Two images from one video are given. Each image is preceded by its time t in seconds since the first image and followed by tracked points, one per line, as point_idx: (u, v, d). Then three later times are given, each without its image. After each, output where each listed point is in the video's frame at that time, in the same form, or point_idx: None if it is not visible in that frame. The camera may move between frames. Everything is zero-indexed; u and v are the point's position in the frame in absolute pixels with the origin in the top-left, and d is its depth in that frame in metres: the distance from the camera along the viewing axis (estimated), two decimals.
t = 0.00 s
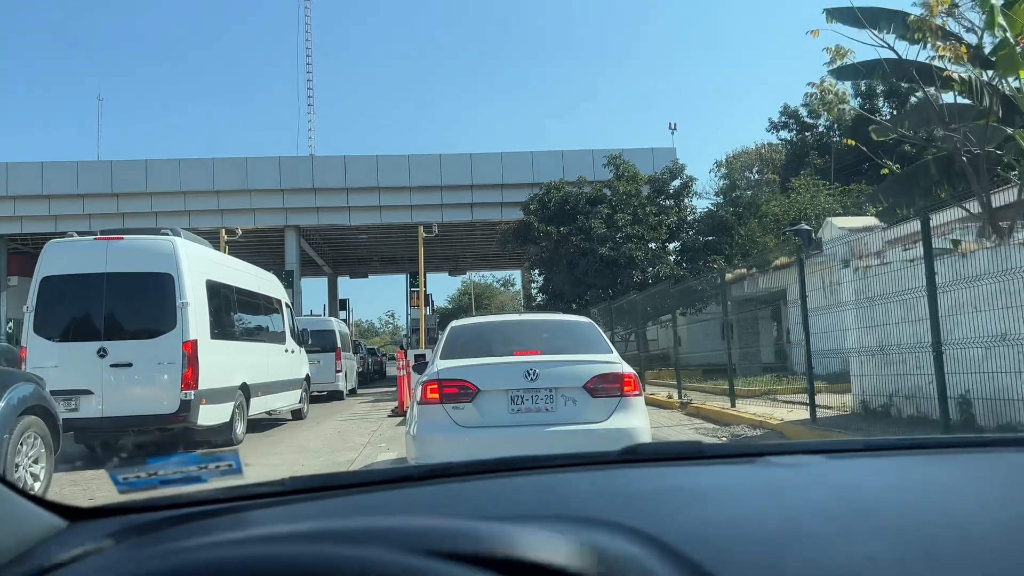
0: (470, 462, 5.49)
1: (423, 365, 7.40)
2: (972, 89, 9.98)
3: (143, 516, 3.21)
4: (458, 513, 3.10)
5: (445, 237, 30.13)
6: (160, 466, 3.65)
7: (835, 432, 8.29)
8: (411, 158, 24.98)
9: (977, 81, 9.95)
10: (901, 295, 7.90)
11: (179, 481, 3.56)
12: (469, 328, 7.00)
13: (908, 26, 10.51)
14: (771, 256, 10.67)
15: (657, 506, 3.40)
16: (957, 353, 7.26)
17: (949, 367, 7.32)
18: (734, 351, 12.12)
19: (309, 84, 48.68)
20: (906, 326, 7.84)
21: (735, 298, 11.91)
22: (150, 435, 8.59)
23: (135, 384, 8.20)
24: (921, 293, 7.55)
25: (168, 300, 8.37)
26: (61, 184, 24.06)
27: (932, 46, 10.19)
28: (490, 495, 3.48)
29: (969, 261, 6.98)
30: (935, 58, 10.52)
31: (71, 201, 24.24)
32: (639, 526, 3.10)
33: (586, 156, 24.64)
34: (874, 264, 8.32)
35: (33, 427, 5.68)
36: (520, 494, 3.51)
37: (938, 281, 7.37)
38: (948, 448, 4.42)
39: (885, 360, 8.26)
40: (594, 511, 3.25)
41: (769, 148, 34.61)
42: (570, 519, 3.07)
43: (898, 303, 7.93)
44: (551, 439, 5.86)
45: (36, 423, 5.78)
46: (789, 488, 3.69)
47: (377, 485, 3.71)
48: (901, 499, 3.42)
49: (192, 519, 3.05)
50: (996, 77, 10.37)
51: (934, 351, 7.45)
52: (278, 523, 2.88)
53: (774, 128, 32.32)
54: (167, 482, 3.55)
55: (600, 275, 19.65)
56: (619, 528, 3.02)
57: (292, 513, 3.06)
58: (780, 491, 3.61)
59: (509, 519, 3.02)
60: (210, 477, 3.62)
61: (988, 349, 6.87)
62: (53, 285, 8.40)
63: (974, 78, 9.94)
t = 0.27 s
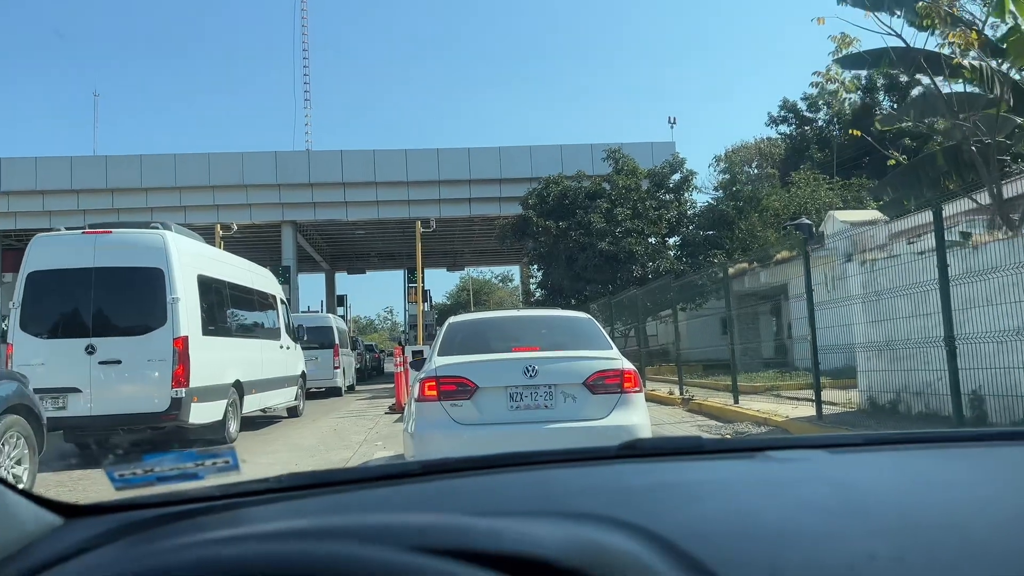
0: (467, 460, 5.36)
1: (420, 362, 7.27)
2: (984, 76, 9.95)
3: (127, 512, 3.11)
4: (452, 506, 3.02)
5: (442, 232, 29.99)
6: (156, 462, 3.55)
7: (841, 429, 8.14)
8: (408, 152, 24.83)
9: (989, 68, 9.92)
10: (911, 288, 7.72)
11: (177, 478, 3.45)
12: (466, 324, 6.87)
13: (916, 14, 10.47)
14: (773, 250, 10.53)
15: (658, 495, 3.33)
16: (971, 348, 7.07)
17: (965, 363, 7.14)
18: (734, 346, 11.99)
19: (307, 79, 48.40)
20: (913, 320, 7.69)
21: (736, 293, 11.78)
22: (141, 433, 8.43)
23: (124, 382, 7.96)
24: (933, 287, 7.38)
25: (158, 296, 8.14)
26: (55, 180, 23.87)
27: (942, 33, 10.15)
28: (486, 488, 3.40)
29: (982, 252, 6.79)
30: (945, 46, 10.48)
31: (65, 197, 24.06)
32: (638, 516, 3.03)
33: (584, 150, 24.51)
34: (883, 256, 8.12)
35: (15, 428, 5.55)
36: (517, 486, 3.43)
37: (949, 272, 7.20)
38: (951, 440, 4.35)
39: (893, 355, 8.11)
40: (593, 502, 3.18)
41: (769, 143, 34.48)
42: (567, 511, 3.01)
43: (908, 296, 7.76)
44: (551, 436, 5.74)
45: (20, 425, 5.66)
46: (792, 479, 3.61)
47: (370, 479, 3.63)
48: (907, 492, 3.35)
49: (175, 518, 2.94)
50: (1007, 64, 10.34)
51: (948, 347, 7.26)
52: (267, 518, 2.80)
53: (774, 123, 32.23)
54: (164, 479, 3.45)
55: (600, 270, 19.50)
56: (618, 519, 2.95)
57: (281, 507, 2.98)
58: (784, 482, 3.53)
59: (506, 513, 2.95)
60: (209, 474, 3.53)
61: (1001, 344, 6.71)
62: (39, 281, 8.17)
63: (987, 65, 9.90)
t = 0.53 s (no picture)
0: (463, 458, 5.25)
1: (417, 358, 7.17)
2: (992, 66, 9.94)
3: (124, 508, 3.05)
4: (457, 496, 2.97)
5: (439, 229, 29.87)
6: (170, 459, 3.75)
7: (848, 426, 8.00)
8: (404, 148, 24.71)
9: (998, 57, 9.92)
10: (917, 282, 7.62)
11: (186, 473, 3.63)
12: (463, 321, 6.75)
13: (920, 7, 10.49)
14: (773, 246, 10.43)
15: (664, 489, 3.27)
16: (982, 344, 6.90)
17: (975, 359, 6.96)
18: (734, 343, 11.88)
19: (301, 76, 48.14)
20: (919, 315, 7.58)
21: (736, 288, 11.68)
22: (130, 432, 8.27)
23: (114, 380, 7.80)
24: (940, 282, 7.27)
25: (148, 292, 8.02)
26: (49, 176, 23.71)
27: (948, 24, 10.15)
28: (491, 481, 3.34)
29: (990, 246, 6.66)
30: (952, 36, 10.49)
31: (60, 194, 23.92)
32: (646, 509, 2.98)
33: (582, 146, 24.41)
34: (889, 249, 8.00)
35: None
36: (521, 480, 3.38)
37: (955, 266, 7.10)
38: (957, 432, 4.31)
39: (899, 351, 7.98)
40: (599, 495, 3.13)
41: (766, 138, 34.41)
42: (563, 502, 2.92)
43: (914, 290, 7.64)
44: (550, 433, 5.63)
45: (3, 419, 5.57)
46: (799, 472, 3.57)
47: (372, 473, 3.57)
48: (916, 483, 3.29)
49: (152, 514, 2.84)
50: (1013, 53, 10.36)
51: (958, 342, 7.09)
52: (255, 508, 2.72)
53: (772, 120, 32.17)
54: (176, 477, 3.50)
55: (598, 265, 19.39)
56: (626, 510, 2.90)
57: (284, 497, 2.92)
58: (790, 475, 3.48)
59: (513, 501, 2.90)
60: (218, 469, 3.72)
61: (1009, 340, 6.56)
62: (26, 276, 8.02)
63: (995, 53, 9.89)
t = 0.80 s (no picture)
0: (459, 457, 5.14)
1: (413, 356, 7.07)
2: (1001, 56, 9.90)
3: (110, 506, 2.97)
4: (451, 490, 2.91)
5: (437, 227, 29.76)
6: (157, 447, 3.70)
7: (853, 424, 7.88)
8: (401, 145, 24.57)
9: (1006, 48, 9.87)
10: (923, 277, 7.51)
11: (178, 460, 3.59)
12: (459, 319, 6.66)
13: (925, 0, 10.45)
14: (773, 242, 10.35)
15: (659, 481, 3.18)
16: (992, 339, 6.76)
17: (984, 353, 6.82)
18: (734, 341, 11.78)
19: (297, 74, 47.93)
20: (926, 310, 7.46)
21: (735, 285, 11.60)
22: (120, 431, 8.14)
23: (104, 379, 7.68)
24: (947, 277, 7.15)
25: (138, 289, 7.93)
26: (43, 174, 23.57)
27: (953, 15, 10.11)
28: (484, 477, 3.27)
29: (997, 240, 6.55)
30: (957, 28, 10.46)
31: (54, 192, 23.76)
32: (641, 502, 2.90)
33: (580, 143, 24.31)
34: (893, 245, 7.90)
35: None
36: (515, 475, 3.30)
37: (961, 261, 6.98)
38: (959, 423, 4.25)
39: (904, 347, 7.86)
40: (592, 488, 3.04)
41: (765, 135, 34.31)
42: (553, 497, 2.82)
43: (921, 285, 7.52)
44: (549, 431, 5.54)
45: None
46: (797, 463, 3.48)
47: (365, 471, 3.50)
48: (918, 473, 3.20)
49: (126, 514, 2.73)
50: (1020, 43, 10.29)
51: (967, 336, 6.94)
52: (233, 506, 2.62)
53: (770, 116, 32.07)
54: (168, 462, 3.60)
55: (597, 263, 19.28)
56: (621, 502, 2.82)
57: (274, 492, 2.86)
58: (788, 466, 3.39)
59: (507, 496, 2.82)
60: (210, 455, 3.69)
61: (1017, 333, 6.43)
62: (13, 273, 7.88)
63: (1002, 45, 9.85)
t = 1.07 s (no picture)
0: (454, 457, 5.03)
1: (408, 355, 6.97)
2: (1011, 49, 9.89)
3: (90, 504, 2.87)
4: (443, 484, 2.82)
5: (434, 225, 29.65)
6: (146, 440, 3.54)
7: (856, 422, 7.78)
8: (397, 143, 24.46)
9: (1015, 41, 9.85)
10: (928, 273, 7.40)
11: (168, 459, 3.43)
12: (455, 318, 6.55)
13: None
14: (771, 239, 10.26)
15: (649, 474, 3.12)
16: (1003, 336, 6.62)
17: (994, 351, 6.70)
18: (733, 340, 11.69)
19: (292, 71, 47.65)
20: (929, 307, 7.37)
21: (733, 284, 11.52)
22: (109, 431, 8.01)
23: (91, 381, 7.56)
24: (953, 273, 7.05)
25: (126, 288, 7.79)
26: (36, 173, 23.40)
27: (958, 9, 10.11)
28: (476, 472, 3.18)
29: (1005, 235, 6.44)
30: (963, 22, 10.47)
31: (47, 191, 23.59)
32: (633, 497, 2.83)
33: (577, 141, 24.22)
34: (895, 241, 7.81)
35: None
36: (508, 470, 3.21)
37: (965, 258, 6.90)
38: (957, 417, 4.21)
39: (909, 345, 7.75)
40: (581, 479, 2.99)
41: (761, 133, 34.26)
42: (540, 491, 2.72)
43: (925, 281, 7.42)
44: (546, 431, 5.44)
45: None
46: (788, 456, 3.43)
47: (352, 467, 3.40)
48: (910, 464, 3.15)
49: (99, 510, 2.62)
50: None
51: (977, 333, 6.79)
52: (209, 498, 2.51)
53: (767, 114, 32.02)
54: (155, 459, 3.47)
55: (595, 261, 19.18)
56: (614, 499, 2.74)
57: (258, 486, 2.76)
58: (784, 460, 3.30)
59: (497, 489, 2.75)
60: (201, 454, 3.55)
61: None
62: None
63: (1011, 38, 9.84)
